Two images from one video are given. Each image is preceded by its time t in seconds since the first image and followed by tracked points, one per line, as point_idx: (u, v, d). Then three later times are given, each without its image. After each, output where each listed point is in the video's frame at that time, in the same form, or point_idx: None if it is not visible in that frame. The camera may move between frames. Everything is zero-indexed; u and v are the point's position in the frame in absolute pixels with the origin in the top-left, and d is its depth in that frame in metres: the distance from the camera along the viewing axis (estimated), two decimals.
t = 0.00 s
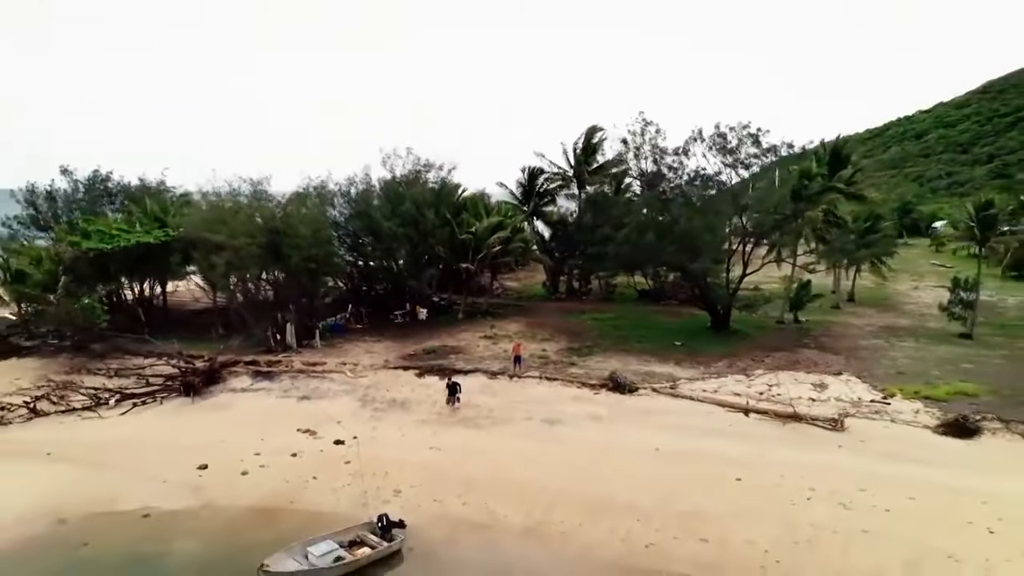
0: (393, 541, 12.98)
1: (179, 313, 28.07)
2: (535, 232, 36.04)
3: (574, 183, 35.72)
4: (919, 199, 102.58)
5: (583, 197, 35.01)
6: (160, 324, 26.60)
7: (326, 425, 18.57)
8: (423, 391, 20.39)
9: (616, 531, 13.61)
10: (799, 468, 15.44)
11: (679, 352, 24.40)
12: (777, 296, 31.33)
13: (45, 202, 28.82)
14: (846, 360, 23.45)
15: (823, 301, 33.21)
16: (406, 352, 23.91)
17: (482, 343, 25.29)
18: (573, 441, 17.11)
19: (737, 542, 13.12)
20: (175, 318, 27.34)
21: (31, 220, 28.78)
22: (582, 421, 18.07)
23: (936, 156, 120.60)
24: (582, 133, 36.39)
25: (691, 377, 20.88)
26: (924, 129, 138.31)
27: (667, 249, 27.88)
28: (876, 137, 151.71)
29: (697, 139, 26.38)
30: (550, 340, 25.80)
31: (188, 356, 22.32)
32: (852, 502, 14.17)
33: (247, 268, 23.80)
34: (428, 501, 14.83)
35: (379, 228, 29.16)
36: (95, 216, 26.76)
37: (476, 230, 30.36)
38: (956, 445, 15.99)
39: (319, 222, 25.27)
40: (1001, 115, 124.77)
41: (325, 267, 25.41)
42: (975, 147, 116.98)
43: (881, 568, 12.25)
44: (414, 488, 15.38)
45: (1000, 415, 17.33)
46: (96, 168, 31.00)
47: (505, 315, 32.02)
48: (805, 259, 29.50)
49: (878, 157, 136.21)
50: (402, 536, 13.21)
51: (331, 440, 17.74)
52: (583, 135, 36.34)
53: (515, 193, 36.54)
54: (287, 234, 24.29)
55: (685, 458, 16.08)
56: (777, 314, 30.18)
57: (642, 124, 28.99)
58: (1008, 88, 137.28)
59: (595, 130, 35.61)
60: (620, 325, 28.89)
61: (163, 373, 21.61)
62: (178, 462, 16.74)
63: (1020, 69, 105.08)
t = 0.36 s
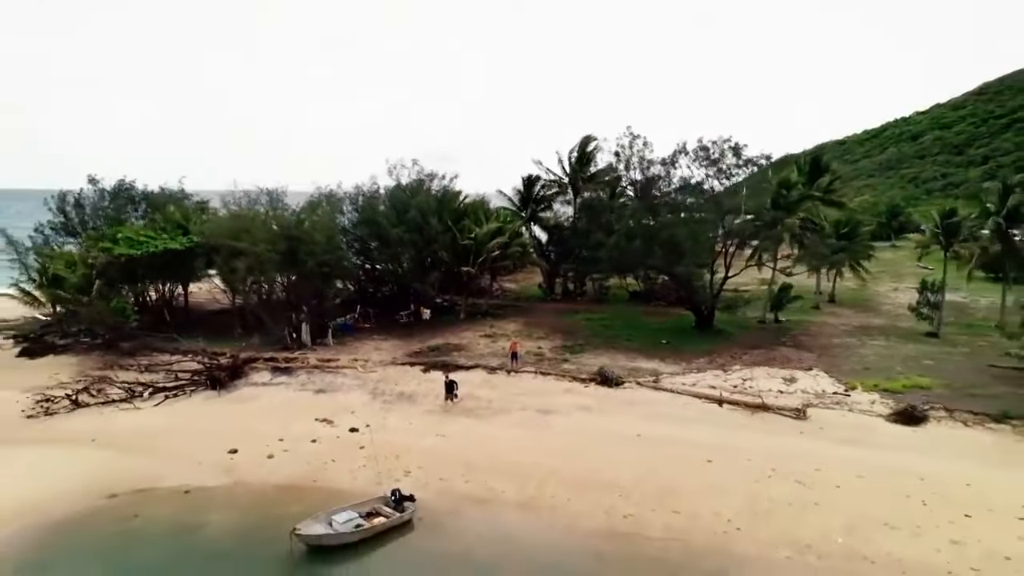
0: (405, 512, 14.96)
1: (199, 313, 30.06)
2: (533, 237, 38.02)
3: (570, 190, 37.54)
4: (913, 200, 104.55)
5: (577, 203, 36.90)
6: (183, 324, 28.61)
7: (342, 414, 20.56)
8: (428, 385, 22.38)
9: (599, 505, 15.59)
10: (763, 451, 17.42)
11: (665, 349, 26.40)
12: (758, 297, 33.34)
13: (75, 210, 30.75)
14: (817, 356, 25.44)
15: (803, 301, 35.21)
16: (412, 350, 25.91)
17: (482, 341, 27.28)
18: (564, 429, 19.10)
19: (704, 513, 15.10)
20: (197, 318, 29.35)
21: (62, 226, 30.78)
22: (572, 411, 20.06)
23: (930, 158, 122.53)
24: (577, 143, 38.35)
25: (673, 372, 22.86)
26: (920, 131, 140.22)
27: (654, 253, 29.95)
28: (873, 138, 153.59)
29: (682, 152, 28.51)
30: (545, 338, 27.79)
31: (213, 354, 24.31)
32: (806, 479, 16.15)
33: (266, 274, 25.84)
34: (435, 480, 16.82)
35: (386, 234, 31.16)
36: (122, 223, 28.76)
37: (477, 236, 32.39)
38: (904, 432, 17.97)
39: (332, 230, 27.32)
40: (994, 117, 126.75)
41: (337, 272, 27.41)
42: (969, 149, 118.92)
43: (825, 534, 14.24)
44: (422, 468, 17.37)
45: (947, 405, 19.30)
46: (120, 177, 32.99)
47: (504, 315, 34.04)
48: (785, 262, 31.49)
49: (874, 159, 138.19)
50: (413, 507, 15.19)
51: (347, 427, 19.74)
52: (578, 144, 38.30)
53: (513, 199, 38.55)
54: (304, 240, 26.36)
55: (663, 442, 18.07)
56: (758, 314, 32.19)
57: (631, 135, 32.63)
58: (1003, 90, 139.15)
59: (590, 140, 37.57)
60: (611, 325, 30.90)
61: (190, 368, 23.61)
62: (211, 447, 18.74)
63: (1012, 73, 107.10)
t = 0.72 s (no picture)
0: (413, 488, 17.02)
1: (217, 313, 32.17)
2: (530, 241, 40.22)
3: (565, 196, 39.77)
4: (906, 202, 106.68)
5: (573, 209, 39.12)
6: (203, 324, 30.66)
7: (354, 405, 22.65)
8: (433, 379, 24.48)
9: (585, 483, 17.65)
10: (732, 436, 19.49)
11: (651, 346, 28.54)
12: (742, 298, 35.47)
13: (101, 217, 32.80)
14: (791, 353, 27.50)
15: (784, 301, 37.28)
16: (417, 347, 28.03)
17: (482, 339, 29.39)
18: (556, 418, 21.20)
19: (676, 490, 17.16)
20: (215, 318, 31.42)
21: (88, 233, 32.83)
22: (564, 402, 22.16)
23: (924, 160, 124.62)
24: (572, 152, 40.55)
25: (656, 368, 25.01)
26: (914, 133, 142.36)
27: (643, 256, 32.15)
28: (869, 140, 155.66)
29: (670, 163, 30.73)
30: (540, 336, 29.93)
31: (234, 351, 26.45)
32: (770, 460, 18.22)
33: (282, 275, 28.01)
34: (439, 462, 18.88)
35: (391, 239, 33.25)
36: (146, 230, 30.90)
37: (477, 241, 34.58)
38: (859, 419, 20.06)
39: (343, 235, 29.51)
40: (988, 119, 128.85)
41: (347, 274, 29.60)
42: (962, 151, 120.99)
43: (781, 507, 16.31)
44: (427, 452, 19.43)
45: (901, 396, 21.40)
46: (141, 186, 35.12)
47: (502, 314, 36.20)
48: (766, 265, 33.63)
49: (869, 161, 140.32)
50: (420, 485, 17.25)
51: (359, 416, 21.82)
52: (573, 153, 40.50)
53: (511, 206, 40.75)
54: (316, 245, 28.46)
55: (644, 429, 20.16)
56: (740, 314, 34.27)
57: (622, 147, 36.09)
58: (996, 92, 141.24)
59: (584, 149, 39.80)
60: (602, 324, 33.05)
61: (212, 365, 25.67)
62: (237, 434, 20.80)
63: (1003, 77, 109.29)
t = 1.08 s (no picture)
0: (420, 469, 19.12)
1: (232, 313, 34.29)
2: (526, 244, 42.36)
3: (560, 202, 41.91)
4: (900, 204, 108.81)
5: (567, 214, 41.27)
6: (222, 324, 32.78)
7: (365, 397, 24.78)
8: (437, 373, 26.60)
9: (574, 465, 19.76)
10: (707, 424, 21.62)
11: (639, 344, 30.69)
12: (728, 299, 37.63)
13: (123, 223, 34.85)
14: (769, 350, 29.63)
15: (767, 302, 39.38)
16: (421, 344, 30.16)
17: (482, 337, 31.52)
18: (549, 408, 23.33)
19: (654, 471, 19.28)
20: (232, 318, 33.52)
21: (111, 238, 34.95)
22: (556, 395, 24.29)
23: (918, 162, 126.70)
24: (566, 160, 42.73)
25: (642, 364, 27.15)
26: (909, 135, 144.46)
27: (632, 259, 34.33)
28: (865, 141, 157.72)
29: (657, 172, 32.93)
30: (536, 335, 32.07)
31: (252, 349, 28.59)
32: (740, 445, 20.35)
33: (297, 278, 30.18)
34: (443, 448, 21.00)
35: (396, 244, 35.39)
36: (167, 235, 33.03)
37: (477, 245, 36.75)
38: (823, 409, 22.20)
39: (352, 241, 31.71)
40: (980, 121, 131.00)
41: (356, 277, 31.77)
42: (955, 153, 123.08)
43: (747, 486, 18.43)
44: (432, 439, 21.55)
45: (863, 388, 23.54)
46: (160, 194, 37.25)
47: (500, 314, 38.35)
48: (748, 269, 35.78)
49: (863, 162, 142.48)
50: (426, 467, 19.35)
51: (370, 407, 23.94)
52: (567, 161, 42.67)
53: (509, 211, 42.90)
54: (328, 250, 30.65)
55: (629, 419, 22.29)
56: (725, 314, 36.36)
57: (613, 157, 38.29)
58: (990, 94, 143.33)
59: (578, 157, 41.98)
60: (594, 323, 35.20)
61: (233, 361, 27.79)
62: (259, 424, 22.90)
63: (995, 81, 111.46)
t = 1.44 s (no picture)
0: (427, 453, 21.29)
1: (247, 312, 36.51)
2: (524, 248, 44.56)
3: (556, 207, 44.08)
4: (894, 206, 110.92)
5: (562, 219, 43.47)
6: (238, 323, 34.94)
7: (375, 390, 26.96)
8: (440, 369, 28.77)
9: (565, 450, 21.94)
10: (686, 414, 23.80)
11: (629, 341, 32.88)
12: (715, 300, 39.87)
13: (144, 229, 37.01)
14: (750, 347, 31.82)
15: (753, 303, 41.54)
16: (426, 342, 32.36)
17: (482, 335, 33.72)
18: (543, 400, 25.52)
19: (636, 455, 21.45)
20: (247, 318, 35.67)
21: (133, 243, 37.13)
22: (551, 388, 26.48)
23: (914, 163, 128.84)
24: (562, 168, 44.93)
25: (629, 360, 29.36)
26: (904, 138, 146.49)
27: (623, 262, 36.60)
28: (861, 143, 159.76)
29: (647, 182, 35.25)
30: (533, 333, 34.24)
31: (269, 347, 30.81)
32: (715, 432, 22.53)
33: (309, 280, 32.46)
34: (446, 435, 23.17)
35: (401, 249, 37.58)
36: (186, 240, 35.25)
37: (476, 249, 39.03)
38: (792, 400, 24.38)
39: (360, 246, 33.98)
40: (976, 123, 133.12)
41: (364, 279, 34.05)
42: (949, 155, 125.13)
43: (718, 468, 20.63)
44: (437, 427, 23.74)
45: (831, 382, 25.73)
46: (175, 201, 39.41)
47: (499, 314, 40.56)
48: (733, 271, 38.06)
49: (860, 164, 144.58)
50: (432, 452, 21.52)
51: (379, 399, 26.14)
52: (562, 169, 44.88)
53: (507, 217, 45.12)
54: (338, 255, 32.89)
55: (616, 409, 24.48)
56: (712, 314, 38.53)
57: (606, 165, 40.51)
58: (986, 96, 145.31)
59: (572, 165, 44.19)
60: (588, 323, 37.38)
61: (251, 357, 29.98)
62: (278, 414, 25.08)
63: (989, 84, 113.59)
